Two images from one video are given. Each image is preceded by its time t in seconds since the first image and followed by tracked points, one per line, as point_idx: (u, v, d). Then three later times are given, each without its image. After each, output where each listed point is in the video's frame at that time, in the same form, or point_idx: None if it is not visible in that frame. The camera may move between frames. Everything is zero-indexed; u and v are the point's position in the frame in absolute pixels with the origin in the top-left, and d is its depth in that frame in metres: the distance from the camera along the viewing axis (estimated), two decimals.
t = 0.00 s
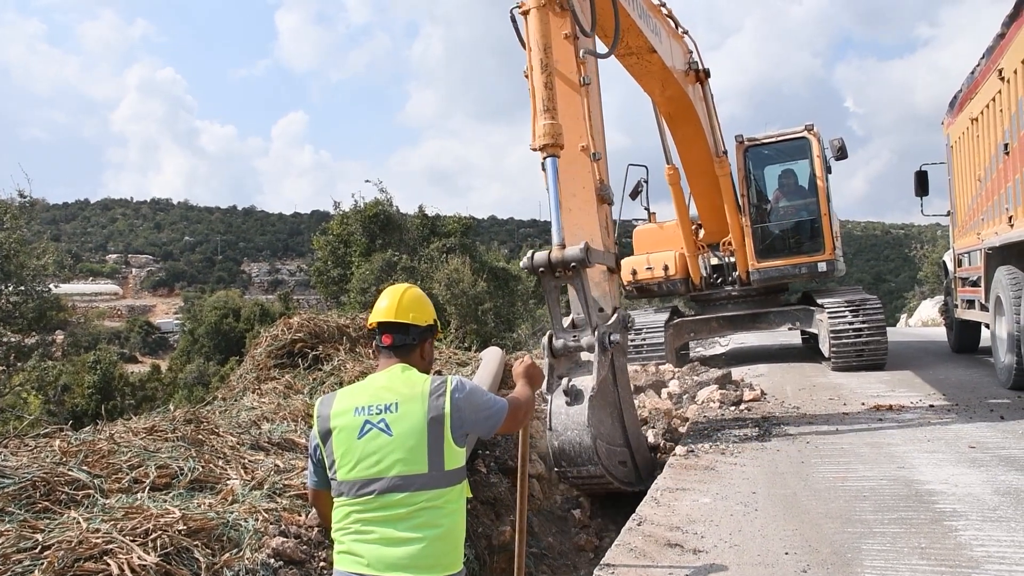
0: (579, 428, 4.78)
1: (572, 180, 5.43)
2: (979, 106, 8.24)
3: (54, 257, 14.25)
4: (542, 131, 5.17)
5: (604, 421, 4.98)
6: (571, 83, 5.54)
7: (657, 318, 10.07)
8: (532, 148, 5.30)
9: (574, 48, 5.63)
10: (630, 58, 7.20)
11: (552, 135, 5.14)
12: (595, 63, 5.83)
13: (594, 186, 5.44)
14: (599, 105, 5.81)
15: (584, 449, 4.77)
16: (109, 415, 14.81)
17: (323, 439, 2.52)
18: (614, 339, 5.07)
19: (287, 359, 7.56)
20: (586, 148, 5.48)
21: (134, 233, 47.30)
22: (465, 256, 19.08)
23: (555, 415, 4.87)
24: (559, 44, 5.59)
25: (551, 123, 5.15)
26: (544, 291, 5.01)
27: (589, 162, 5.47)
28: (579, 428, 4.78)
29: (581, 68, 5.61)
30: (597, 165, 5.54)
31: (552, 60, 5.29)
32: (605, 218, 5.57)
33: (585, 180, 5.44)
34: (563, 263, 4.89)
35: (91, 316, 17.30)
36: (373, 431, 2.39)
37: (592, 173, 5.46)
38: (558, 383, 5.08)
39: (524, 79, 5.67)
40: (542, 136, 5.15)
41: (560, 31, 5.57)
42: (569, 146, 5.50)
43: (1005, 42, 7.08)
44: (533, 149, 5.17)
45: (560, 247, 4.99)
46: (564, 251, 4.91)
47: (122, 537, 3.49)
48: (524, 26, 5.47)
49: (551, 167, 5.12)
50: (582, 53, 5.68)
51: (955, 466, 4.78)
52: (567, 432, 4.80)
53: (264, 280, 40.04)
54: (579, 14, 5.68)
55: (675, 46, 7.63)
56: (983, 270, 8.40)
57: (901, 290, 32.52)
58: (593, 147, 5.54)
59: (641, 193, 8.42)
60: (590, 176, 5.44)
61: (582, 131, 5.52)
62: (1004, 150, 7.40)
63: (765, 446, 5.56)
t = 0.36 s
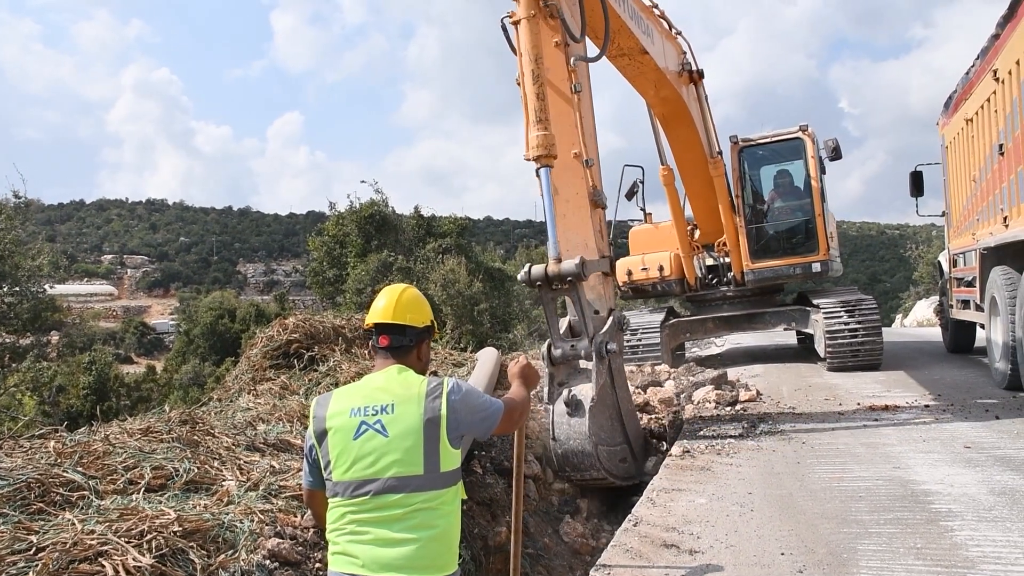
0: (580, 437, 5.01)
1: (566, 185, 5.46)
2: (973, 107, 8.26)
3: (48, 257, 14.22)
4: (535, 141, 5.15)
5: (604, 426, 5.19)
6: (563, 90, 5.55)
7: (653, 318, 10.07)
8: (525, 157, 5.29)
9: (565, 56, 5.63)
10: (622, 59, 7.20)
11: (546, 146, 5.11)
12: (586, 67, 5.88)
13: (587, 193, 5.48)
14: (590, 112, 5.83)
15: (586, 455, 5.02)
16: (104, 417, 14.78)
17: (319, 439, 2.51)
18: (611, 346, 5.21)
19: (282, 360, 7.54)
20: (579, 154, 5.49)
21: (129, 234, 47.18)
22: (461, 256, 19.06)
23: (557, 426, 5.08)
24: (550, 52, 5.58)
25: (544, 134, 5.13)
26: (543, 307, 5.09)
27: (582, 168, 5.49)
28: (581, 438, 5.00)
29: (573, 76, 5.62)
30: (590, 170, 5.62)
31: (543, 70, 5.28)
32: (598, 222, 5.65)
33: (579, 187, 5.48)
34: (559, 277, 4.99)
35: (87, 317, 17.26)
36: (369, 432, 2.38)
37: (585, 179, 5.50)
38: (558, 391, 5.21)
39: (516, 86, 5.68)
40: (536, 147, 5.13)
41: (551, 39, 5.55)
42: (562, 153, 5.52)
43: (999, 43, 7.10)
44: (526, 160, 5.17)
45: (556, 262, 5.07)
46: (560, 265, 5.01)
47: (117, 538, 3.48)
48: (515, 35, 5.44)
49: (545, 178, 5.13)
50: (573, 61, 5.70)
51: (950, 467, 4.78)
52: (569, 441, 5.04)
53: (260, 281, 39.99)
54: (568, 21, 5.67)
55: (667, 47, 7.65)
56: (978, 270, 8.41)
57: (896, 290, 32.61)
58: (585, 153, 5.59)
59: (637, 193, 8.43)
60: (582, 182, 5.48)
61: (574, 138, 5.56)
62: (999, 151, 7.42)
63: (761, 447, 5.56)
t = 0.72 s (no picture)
0: (587, 440, 5.28)
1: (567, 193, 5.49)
2: (972, 107, 8.26)
3: (46, 258, 14.23)
4: (533, 155, 5.34)
5: (613, 426, 5.41)
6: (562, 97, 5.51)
7: (652, 319, 10.07)
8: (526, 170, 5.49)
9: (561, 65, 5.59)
10: (617, 61, 7.18)
11: (544, 159, 5.31)
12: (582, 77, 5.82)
13: (586, 200, 5.55)
14: (588, 120, 5.79)
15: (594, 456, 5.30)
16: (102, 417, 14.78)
17: (314, 442, 2.50)
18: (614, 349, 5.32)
19: (280, 360, 7.52)
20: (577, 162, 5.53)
21: (127, 234, 47.15)
22: (459, 257, 19.05)
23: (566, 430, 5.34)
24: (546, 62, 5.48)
25: (542, 148, 5.32)
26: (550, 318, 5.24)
27: (581, 177, 5.54)
28: (588, 441, 5.26)
29: (570, 86, 5.59)
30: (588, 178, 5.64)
31: (539, 82, 5.39)
32: (598, 227, 5.74)
33: (578, 194, 5.52)
34: (562, 287, 5.11)
35: (85, 318, 17.26)
36: (365, 434, 2.37)
37: (584, 187, 5.57)
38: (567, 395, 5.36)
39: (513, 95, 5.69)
40: (534, 160, 5.33)
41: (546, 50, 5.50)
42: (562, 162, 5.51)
43: (997, 43, 7.09)
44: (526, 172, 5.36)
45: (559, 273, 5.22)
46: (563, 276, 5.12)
47: (115, 539, 3.47)
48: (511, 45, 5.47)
49: (545, 190, 5.34)
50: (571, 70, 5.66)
51: (949, 467, 4.78)
52: (578, 442, 5.32)
53: (259, 282, 39.99)
54: (563, 29, 5.65)
55: (663, 47, 7.64)
56: (976, 270, 8.41)
57: (895, 290, 32.62)
58: (583, 161, 5.59)
59: (635, 194, 8.43)
60: (582, 190, 5.54)
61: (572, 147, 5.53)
62: (997, 151, 7.42)
63: (759, 447, 5.55)
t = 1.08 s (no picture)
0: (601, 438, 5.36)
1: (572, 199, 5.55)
2: (969, 108, 8.27)
3: (44, 259, 14.23)
4: (539, 168, 5.37)
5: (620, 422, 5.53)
6: (563, 105, 5.55)
7: (650, 320, 10.08)
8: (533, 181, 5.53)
9: (563, 74, 5.61)
10: (614, 63, 7.18)
11: (550, 173, 5.34)
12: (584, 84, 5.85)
13: (591, 206, 5.61)
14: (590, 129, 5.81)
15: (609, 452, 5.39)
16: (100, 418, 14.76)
17: (310, 444, 2.50)
18: (623, 351, 5.47)
19: (279, 362, 7.52)
20: (581, 170, 5.56)
21: (126, 235, 47.10)
22: (457, 258, 19.05)
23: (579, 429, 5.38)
24: (547, 71, 5.54)
25: (548, 161, 5.35)
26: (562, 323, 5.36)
27: (585, 184, 5.58)
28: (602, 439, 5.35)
29: (571, 95, 5.60)
30: (592, 185, 5.68)
31: (542, 95, 5.34)
32: (604, 231, 5.79)
33: (582, 201, 5.58)
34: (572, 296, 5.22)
35: (83, 318, 17.24)
36: (362, 435, 2.37)
37: (589, 194, 5.61)
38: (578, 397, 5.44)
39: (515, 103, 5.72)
40: (539, 174, 5.37)
41: (547, 59, 5.53)
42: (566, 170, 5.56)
43: (995, 44, 7.11)
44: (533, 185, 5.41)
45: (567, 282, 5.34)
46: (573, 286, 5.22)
47: (112, 542, 3.47)
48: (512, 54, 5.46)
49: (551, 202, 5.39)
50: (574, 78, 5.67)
51: (947, 468, 4.78)
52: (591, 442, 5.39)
53: (257, 283, 39.97)
54: (562, 39, 5.64)
55: (661, 49, 7.65)
56: (973, 271, 8.42)
57: (892, 291, 32.63)
58: (588, 168, 5.63)
59: (634, 195, 8.43)
60: (586, 197, 5.59)
61: (576, 156, 5.53)
62: (995, 152, 7.43)
63: (757, 449, 5.54)
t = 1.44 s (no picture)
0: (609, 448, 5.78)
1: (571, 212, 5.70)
2: (965, 109, 8.29)
3: (41, 261, 14.21)
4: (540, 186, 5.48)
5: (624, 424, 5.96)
6: (561, 119, 5.62)
7: (647, 321, 10.08)
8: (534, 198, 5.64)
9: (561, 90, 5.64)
10: (610, 69, 7.18)
11: (551, 191, 5.46)
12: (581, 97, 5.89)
13: (591, 219, 5.75)
14: (589, 142, 5.90)
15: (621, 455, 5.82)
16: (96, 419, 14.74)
17: (308, 444, 2.50)
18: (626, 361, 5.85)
19: (276, 363, 7.51)
20: (581, 183, 5.70)
21: (123, 236, 47.01)
22: (455, 259, 19.04)
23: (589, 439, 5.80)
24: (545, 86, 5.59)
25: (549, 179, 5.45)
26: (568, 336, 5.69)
27: (584, 197, 5.71)
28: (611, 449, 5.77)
29: (570, 110, 5.64)
30: (592, 197, 5.81)
31: (541, 113, 5.40)
32: (604, 239, 5.95)
33: (582, 214, 5.71)
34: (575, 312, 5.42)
35: (80, 320, 17.22)
36: (359, 435, 2.37)
37: (588, 207, 5.75)
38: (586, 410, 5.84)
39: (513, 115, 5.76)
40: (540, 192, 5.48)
41: (546, 74, 5.56)
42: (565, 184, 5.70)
43: (991, 45, 7.13)
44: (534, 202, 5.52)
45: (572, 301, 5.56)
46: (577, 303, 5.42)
47: (109, 543, 3.46)
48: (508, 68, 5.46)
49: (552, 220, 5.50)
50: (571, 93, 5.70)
51: (944, 468, 4.79)
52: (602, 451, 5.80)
53: (254, 284, 39.95)
54: (559, 53, 5.64)
55: (657, 53, 7.66)
56: (970, 272, 8.43)
57: (889, 292, 32.67)
58: (587, 181, 5.76)
59: (630, 196, 8.45)
60: (586, 209, 5.73)
61: (576, 170, 5.67)
62: (991, 152, 7.45)
63: (755, 450, 5.54)
